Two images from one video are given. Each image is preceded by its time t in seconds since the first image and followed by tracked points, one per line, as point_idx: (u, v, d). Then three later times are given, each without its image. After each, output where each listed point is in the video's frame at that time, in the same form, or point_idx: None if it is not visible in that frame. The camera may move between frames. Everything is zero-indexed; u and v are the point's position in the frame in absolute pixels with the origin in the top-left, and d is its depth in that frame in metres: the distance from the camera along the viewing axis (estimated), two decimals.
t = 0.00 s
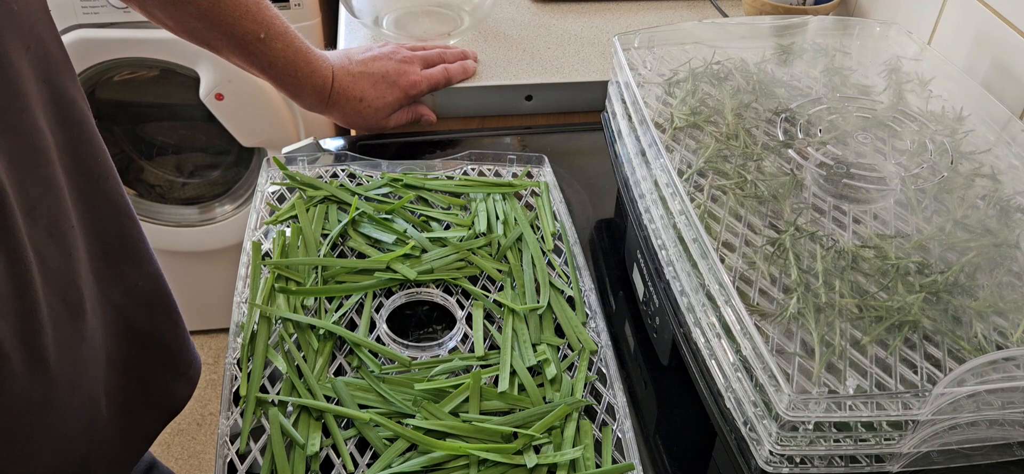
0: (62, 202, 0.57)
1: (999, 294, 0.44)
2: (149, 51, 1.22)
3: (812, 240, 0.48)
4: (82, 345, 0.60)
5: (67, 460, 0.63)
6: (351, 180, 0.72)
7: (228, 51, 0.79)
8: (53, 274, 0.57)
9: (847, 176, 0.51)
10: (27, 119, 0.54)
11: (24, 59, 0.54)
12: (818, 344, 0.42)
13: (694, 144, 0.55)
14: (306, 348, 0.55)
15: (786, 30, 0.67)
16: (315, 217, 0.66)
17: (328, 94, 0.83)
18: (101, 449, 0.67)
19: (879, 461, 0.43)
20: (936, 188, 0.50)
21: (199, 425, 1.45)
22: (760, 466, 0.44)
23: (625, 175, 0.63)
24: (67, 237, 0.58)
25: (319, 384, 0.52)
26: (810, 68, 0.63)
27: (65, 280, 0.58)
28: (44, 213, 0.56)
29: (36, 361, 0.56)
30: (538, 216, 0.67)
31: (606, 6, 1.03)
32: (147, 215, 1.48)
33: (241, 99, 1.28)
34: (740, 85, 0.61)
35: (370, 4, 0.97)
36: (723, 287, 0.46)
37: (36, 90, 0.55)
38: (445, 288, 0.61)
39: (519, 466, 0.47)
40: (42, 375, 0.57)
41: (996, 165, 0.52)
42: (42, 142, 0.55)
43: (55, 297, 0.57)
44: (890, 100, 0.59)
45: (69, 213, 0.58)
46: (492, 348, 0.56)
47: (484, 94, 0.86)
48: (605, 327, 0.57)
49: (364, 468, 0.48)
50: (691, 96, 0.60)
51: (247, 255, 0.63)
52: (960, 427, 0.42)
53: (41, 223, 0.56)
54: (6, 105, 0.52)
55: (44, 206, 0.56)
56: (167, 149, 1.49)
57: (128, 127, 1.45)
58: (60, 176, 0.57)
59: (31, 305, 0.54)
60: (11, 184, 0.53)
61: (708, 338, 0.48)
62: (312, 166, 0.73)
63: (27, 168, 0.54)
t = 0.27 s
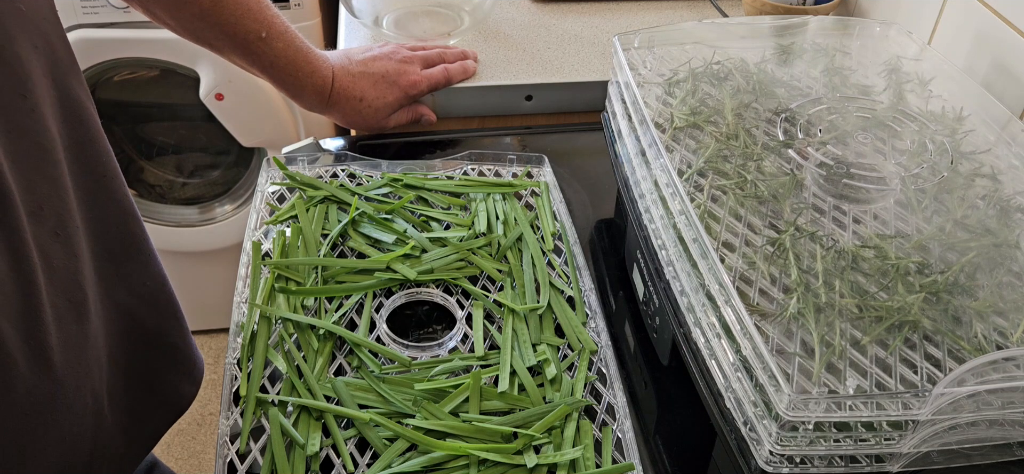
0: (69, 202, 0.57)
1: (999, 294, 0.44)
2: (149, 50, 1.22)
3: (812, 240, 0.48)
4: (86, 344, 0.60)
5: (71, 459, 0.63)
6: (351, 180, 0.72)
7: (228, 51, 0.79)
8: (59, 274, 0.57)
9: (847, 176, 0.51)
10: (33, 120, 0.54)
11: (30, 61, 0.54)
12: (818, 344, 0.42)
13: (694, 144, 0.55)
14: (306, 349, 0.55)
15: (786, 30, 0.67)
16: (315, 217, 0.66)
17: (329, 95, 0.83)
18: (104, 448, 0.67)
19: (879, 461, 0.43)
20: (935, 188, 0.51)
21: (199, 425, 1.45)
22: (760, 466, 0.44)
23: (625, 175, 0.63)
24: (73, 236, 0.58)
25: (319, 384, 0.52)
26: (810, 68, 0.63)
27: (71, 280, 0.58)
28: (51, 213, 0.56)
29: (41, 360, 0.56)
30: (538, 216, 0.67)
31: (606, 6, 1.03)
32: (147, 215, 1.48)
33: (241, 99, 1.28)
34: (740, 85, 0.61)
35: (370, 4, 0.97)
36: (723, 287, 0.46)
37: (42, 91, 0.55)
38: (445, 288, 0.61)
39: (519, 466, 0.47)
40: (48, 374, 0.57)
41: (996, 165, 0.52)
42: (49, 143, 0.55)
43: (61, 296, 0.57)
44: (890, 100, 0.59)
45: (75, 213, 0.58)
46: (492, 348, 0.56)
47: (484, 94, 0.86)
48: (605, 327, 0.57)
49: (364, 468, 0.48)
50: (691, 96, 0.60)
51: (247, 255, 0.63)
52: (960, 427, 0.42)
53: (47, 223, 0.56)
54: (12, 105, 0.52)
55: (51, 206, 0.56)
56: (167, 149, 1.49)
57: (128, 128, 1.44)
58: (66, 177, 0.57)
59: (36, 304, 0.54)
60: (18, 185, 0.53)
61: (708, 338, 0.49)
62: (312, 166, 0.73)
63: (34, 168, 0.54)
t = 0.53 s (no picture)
0: (70, 203, 0.57)
1: (999, 294, 0.44)
2: (149, 51, 1.22)
3: (812, 240, 0.48)
4: (86, 345, 0.60)
5: (69, 459, 0.63)
6: (351, 180, 0.72)
7: (228, 51, 0.79)
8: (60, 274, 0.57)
9: (847, 176, 0.51)
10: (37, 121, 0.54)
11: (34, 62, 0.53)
12: (818, 344, 0.42)
13: (694, 144, 0.55)
14: (306, 349, 0.55)
15: (786, 30, 0.67)
16: (315, 217, 0.66)
17: (329, 95, 0.82)
18: (100, 448, 0.67)
19: (879, 461, 0.43)
20: (935, 188, 0.51)
21: (199, 425, 1.45)
22: (760, 466, 0.44)
23: (625, 175, 0.63)
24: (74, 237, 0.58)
25: (319, 384, 0.52)
26: (810, 68, 0.63)
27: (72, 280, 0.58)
28: (54, 215, 0.56)
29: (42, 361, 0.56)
30: (538, 216, 0.67)
31: (606, 6, 1.03)
32: (147, 215, 1.48)
33: (241, 100, 1.28)
34: (740, 85, 0.61)
35: (370, 4, 0.97)
36: (723, 287, 0.46)
37: (46, 93, 0.55)
38: (445, 288, 0.61)
39: (519, 466, 0.47)
40: (49, 375, 0.57)
41: (996, 165, 0.52)
42: (51, 145, 0.55)
43: (62, 297, 0.57)
44: (890, 100, 0.59)
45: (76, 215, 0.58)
46: (492, 348, 0.56)
47: (484, 94, 0.86)
48: (605, 327, 0.57)
49: (364, 468, 0.48)
50: (691, 96, 0.60)
51: (247, 255, 0.63)
52: (960, 427, 0.42)
53: (50, 225, 0.56)
54: (17, 107, 0.52)
55: (54, 208, 0.56)
56: (167, 149, 1.49)
57: (128, 128, 1.45)
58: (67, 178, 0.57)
59: (38, 305, 0.54)
60: (22, 187, 0.53)
61: (708, 338, 0.49)
62: (313, 166, 0.73)
63: (37, 170, 0.54)
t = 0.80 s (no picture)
0: (68, 205, 0.57)
1: (999, 294, 0.44)
2: (149, 51, 1.22)
3: (812, 240, 0.48)
4: (85, 346, 0.60)
5: (68, 460, 0.63)
6: (351, 180, 0.72)
7: (228, 51, 0.79)
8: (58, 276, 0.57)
9: (847, 176, 0.51)
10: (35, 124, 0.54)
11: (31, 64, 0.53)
12: (818, 344, 0.42)
13: (694, 144, 0.55)
14: (306, 349, 0.55)
15: (786, 30, 0.67)
16: (315, 217, 0.66)
17: (329, 95, 0.82)
18: (98, 449, 0.67)
19: (879, 461, 0.43)
20: (935, 188, 0.51)
21: (199, 425, 1.45)
22: (760, 466, 0.44)
23: (625, 175, 0.63)
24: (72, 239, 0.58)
25: (319, 384, 0.52)
26: (810, 68, 0.63)
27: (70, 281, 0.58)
28: (52, 217, 0.56)
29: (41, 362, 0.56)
30: (538, 216, 0.67)
31: (606, 6, 1.03)
32: (147, 214, 1.48)
33: (241, 99, 1.28)
34: (740, 85, 0.61)
35: (370, 4, 0.97)
36: (723, 287, 0.46)
37: (43, 95, 0.55)
38: (445, 288, 0.61)
39: (519, 466, 0.47)
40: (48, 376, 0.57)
41: (996, 165, 0.52)
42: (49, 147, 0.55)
43: (61, 298, 0.57)
44: (890, 100, 0.59)
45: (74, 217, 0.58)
46: (492, 348, 0.56)
47: (484, 94, 0.86)
48: (605, 327, 0.57)
49: (364, 468, 0.48)
50: (691, 96, 0.60)
51: (247, 255, 0.63)
52: (960, 427, 0.42)
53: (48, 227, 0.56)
54: (15, 110, 0.52)
55: (53, 210, 0.56)
56: (167, 149, 1.49)
57: (128, 127, 1.45)
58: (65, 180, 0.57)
59: (37, 307, 0.54)
60: (20, 189, 0.53)
61: (708, 338, 0.49)
62: (313, 166, 0.73)
63: (35, 173, 0.54)
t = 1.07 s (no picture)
0: (68, 206, 0.57)
1: (999, 294, 0.44)
2: (149, 51, 1.22)
3: (812, 240, 0.48)
4: (83, 346, 0.60)
5: (65, 460, 0.63)
6: (351, 180, 0.72)
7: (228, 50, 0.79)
8: (59, 275, 0.57)
9: (847, 177, 0.51)
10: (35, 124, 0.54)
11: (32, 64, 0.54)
12: (818, 344, 0.42)
13: (694, 144, 0.55)
14: (306, 349, 0.55)
15: (786, 30, 0.67)
16: (315, 217, 0.66)
17: (328, 95, 0.82)
18: (96, 449, 0.67)
19: (879, 461, 0.43)
20: (935, 188, 0.51)
21: (199, 425, 1.45)
22: (760, 466, 0.44)
23: (625, 175, 0.63)
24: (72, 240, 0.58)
25: (319, 384, 0.52)
26: (810, 68, 0.63)
27: (70, 281, 0.58)
28: (53, 217, 0.56)
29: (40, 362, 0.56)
30: (538, 216, 0.67)
31: (606, 6, 1.03)
32: (147, 215, 1.48)
33: (241, 100, 1.28)
34: (740, 85, 0.61)
35: (370, 4, 0.97)
36: (723, 287, 0.46)
37: (43, 95, 0.55)
38: (445, 288, 0.61)
39: (519, 466, 0.47)
40: (48, 376, 0.57)
41: (996, 165, 0.52)
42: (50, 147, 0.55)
43: (60, 298, 0.57)
44: (890, 100, 0.59)
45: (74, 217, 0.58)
46: (492, 348, 0.56)
47: (484, 94, 0.86)
48: (605, 327, 0.57)
49: (364, 468, 0.48)
50: (691, 96, 0.60)
51: (247, 255, 0.63)
52: (960, 427, 0.42)
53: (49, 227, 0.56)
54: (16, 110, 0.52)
55: (53, 210, 0.56)
56: (167, 149, 1.49)
57: (128, 127, 1.45)
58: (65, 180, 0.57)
59: (37, 307, 0.54)
60: (21, 189, 0.53)
61: (708, 338, 0.48)
62: (313, 166, 0.73)
63: (36, 172, 0.54)
